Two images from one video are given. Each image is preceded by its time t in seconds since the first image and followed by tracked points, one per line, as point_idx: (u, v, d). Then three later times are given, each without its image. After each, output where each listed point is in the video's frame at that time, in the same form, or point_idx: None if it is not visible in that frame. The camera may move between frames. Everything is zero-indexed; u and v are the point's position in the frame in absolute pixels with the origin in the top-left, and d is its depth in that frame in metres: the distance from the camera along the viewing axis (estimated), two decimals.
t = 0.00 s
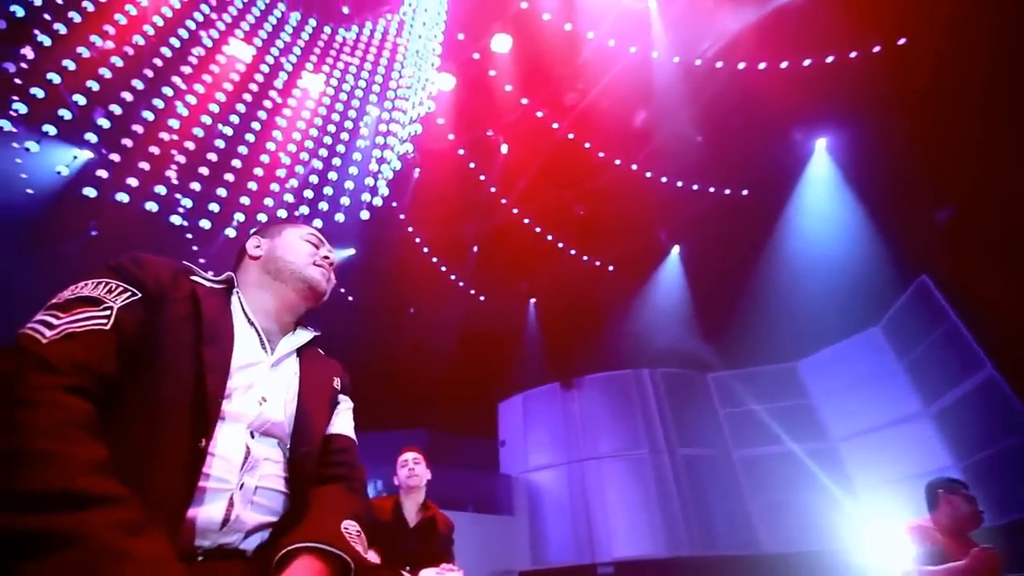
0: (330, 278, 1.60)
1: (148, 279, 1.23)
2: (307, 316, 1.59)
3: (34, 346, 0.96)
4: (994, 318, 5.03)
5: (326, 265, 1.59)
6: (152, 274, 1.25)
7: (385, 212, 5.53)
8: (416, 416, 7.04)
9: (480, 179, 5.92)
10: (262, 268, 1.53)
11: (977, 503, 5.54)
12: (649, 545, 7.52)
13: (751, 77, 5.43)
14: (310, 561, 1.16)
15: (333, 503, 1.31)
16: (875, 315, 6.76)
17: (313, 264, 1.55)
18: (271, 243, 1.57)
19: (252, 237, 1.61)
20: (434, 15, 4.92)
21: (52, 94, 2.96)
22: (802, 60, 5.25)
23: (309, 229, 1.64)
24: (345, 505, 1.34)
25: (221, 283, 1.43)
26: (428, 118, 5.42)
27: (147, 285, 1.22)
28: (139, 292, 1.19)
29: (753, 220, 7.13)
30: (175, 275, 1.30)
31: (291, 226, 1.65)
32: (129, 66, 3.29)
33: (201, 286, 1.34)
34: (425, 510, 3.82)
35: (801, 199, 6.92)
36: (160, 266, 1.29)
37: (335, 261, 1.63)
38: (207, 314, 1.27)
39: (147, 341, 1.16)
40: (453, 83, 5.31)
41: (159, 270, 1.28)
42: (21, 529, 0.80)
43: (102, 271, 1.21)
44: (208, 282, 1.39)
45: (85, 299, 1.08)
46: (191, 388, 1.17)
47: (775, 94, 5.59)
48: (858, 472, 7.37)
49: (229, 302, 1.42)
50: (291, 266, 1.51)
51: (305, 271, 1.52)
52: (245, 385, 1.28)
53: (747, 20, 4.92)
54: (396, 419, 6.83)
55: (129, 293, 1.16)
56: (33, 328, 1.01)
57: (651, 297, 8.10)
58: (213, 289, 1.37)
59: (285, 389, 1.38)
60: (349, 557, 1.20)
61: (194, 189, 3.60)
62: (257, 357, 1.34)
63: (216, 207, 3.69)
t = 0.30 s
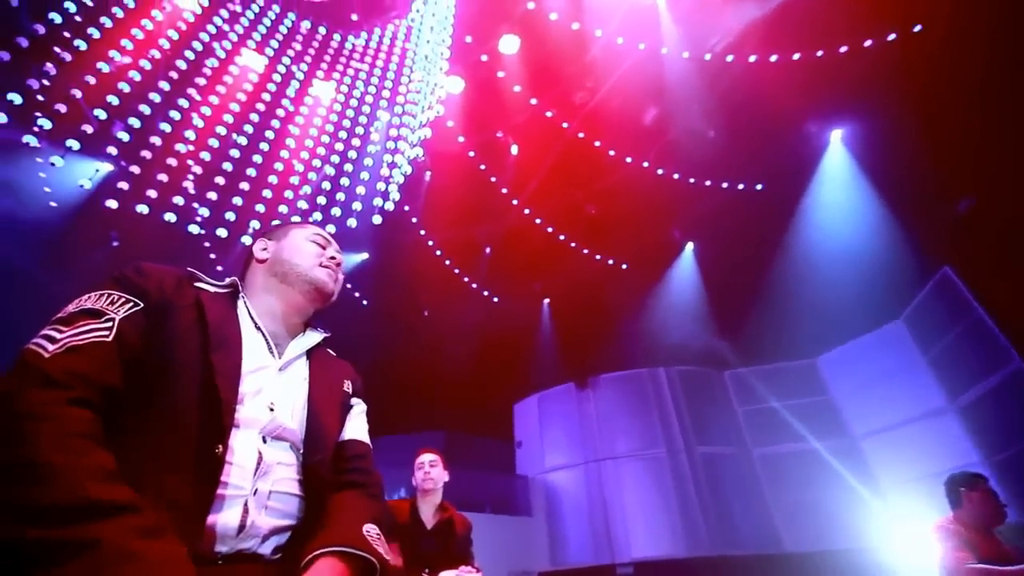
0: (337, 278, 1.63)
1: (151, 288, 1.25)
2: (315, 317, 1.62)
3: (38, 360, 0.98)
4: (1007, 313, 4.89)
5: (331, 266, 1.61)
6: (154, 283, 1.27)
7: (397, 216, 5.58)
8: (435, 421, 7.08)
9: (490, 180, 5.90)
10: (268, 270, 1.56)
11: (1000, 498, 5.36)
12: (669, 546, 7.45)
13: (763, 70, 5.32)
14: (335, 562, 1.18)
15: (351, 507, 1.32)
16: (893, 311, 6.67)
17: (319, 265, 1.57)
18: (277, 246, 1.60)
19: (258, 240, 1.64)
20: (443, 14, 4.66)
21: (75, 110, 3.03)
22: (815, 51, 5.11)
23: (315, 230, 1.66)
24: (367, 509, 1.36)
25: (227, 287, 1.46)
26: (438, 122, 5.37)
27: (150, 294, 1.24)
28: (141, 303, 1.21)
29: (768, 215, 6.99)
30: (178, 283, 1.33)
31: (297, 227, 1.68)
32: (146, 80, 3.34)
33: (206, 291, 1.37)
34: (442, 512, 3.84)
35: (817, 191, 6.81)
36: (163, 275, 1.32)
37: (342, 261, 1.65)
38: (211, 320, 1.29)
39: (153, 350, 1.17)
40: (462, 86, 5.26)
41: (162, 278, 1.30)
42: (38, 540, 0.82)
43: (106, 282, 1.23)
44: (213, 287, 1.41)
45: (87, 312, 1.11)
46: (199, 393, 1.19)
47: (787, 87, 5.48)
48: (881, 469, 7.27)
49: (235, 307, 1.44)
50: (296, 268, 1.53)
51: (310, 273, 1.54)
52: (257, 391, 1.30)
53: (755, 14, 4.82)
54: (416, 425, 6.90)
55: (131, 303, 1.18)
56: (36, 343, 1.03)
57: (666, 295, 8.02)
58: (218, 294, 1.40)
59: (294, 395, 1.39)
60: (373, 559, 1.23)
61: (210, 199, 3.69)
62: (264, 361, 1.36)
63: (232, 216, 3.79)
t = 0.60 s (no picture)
0: (357, 278, 1.62)
1: (170, 298, 1.25)
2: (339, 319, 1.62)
3: (58, 375, 1.00)
4: None
5: (350, 270, 1.60)
6: (174, 294, 1.27)
7: (409, 221, 5.63)
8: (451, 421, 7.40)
9: (500, 183, 5.86)
10: (287, 277, 1.56)
11: None
12: (688, 547, 7.29)
13: (774, 65, 5.09)
14: (356, 566, 1.17)
15: (374, 513, 1.32)
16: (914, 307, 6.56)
17: (338, 269, 1.57)
18: (296, 250, 1.60)
19: (277, 244, 1.65)
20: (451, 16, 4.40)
21: (95, 127, 3.11)
22: (827, 43, 4.86)
23: (333, 232, 1.64)
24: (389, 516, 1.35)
25: (247, 294, 1.47)
26: (447, 127, 5.25)
27: (169, 305, 1.24)
28: (161, 315, 1.21)
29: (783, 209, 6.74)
30: (197, 292, 1.33)
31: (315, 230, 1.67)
32: (163, 95, 3.38)
33: (225, 298, 1.39)
34: (461, 516, 3.84)
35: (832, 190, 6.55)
36: (182, 285, 1.32)
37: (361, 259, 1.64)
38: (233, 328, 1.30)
39: (172, 361, 1.18)
40: (471, 91, 5.04)
41: (181, 288, 1.30)
42: (51, 559, 0.82)
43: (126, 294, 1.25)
44: (232, 294, 1.43)
45: (106, 325, 1.12)
46: (220, 402, 1.19)
47: (798, 81, 5.25)
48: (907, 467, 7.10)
49: (256, 318, 1.44)
50: (315, 274, 1.53)
51: (329, 277, 1.53)
52: (279, 398, 1.30)
53: (761, 9, 4.60)
54: (432, 425, 7.28)
55: (150, 315, 1.19)
56: (58, 358, 1.04)
57: (681, 296, 7.94)
58: (238, 300, 1.42)
59: (316, 402, 1.39)
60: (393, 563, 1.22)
61: (227, 211, 3.75)
62: (284, 369, 1.36)
63: (248, 226, 3.87)
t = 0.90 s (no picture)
0: (378, 283, 1.62)
1: (195, 307, 1.24)
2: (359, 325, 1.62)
3: (83, 388, 1.00)
4: None
5: (371, 272, 1.60)
6: (199, 303, 1.26)
7: (421, 227, 5.59)
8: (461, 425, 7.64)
9: (510, 185, 5.80)
10: (309, 280, 1.56)
11: None
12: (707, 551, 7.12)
13: (783, 60, 4.79)
14: None
15: (399, 520, 1.32)
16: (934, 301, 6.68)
17: (360, 272, 1.56)
18: (318, 253, 1.60)
19: (299, 248, 1.64)
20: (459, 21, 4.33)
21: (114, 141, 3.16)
22: (839, 36, 4.52)
23: (352, 236, 1.64)
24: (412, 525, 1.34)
25: (272, 300, 1.47)
26: (457, 131, 5.12)
27: (194, 314, 1.23)
28: (186, 324, 1.20)
29: (798, 205, 6.58)
30: (223, 300, 1.32)
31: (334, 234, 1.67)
32: (179, 108, 3.33)
33: (252, 306, 1.37)
34: (478, 520, 3.83)
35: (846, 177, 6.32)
36: (208, 292, 1.31)
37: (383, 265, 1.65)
38: (258, 336, 1.28)
39: (198, 370, 1.16)
40: (480, 95, 4.93)
41: (207, 297, 1.29)
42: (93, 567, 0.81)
43: (154, 303, 1.25)
44: (258, 301, 1.42)
45: (133, 336, 1.12)
46: (245, 414, 1.15)
47: (811, 77, 4.94)
48: (934, 465, 6.88)
49: (279, 322, 1.42)
50: (338, 276, 1.52)
51: (352, 280, 1.53)
52: (303, 409, 1.29)
53: (771, 4, 4.29)
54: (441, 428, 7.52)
55: (175, 325, 1.18)
56: (84, 369, 1.05)
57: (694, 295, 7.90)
58: (264, 308, 1.40)
59: (338, 412, 1.37)
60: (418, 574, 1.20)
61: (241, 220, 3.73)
62: (308, 378, 1.35)
63: (264, 235, 3.85)
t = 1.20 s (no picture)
0: (400, 295, 1.62)
1: (218, 316, 1.24)
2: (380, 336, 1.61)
3: (109, 395, 1.01)
4: None
5: (393, 283, 1.60)
6: (221, 311, 1.26)
7: (431, 232, 5.78)
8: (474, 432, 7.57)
9: (518, 189, 5.79)
10: (332, 287, 1.57)
11: None
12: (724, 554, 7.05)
13: (791, 58, 4.72)
14: None
15: (417, 530, 1.30)
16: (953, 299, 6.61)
17: (383, 283, 1.56)
18: (343, 261, 1.61)
19: (324, 255, 1.66)
20: (463, 27, 4.12)
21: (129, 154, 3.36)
22: (847, 31, 4.44)
23: (376, 246, 1.65)
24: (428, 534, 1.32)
25: (290, 308, 1.46)
26: (464, 135, 5.11)
27: (215, 322, 1.23)
28: (209, 331, 1.21)
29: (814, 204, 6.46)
30: (244, 308, 1.32)
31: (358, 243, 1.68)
32: (192, 121, 3.41)
33: (271, 315, 1.36)
34: (492, 526, 3.78)
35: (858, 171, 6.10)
36: (230, 300, 1.32)
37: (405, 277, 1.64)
38: (277, 345, 1.27)
39: (220, 378, 1.16)
40: (487, 100, 4.86)
41: (228, 306, 1.29)
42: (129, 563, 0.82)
43: (176, 310, 1.25)
44: (278, 309, 1.41)
45: (157, 343, 1.13)
46: (266, 425, 1.14)
47: (821, 73, 4.86)
48: (955, 465, 6.80)
49: (298, 331, 1.42)
50: (361, 286, 1.52)
51: (374, 291, 1.53)
52: (320, 418, 1.28)
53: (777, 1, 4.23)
54: (455, 435, 7.44)
55: (198, 332, 1.19)
56: (110, 376, 1.05)
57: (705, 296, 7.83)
58: (283, 316, 1.39)
59: (356, 422, 1.37)
60: None
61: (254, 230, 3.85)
62: (325, 387, 1.34)
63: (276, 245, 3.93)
